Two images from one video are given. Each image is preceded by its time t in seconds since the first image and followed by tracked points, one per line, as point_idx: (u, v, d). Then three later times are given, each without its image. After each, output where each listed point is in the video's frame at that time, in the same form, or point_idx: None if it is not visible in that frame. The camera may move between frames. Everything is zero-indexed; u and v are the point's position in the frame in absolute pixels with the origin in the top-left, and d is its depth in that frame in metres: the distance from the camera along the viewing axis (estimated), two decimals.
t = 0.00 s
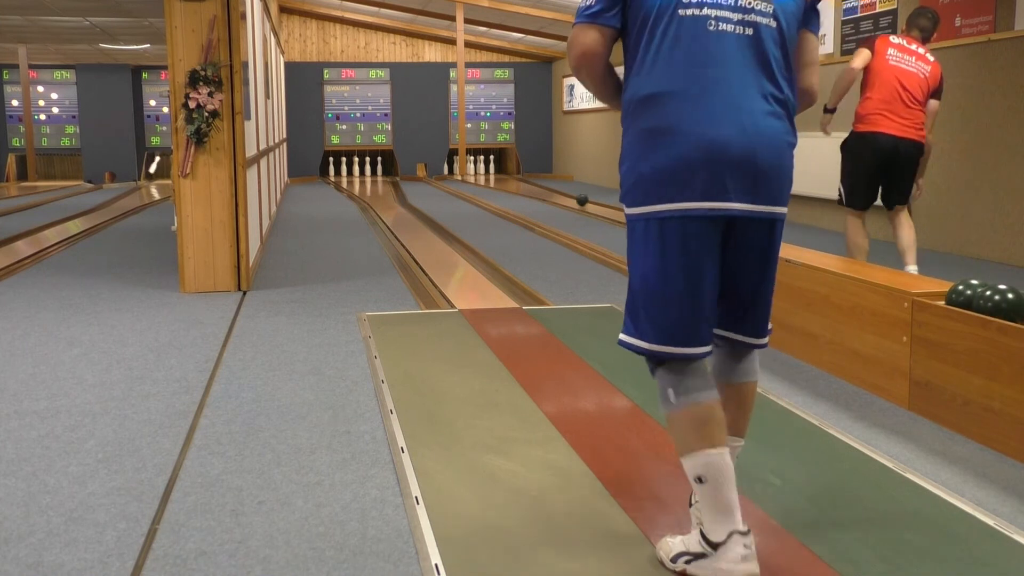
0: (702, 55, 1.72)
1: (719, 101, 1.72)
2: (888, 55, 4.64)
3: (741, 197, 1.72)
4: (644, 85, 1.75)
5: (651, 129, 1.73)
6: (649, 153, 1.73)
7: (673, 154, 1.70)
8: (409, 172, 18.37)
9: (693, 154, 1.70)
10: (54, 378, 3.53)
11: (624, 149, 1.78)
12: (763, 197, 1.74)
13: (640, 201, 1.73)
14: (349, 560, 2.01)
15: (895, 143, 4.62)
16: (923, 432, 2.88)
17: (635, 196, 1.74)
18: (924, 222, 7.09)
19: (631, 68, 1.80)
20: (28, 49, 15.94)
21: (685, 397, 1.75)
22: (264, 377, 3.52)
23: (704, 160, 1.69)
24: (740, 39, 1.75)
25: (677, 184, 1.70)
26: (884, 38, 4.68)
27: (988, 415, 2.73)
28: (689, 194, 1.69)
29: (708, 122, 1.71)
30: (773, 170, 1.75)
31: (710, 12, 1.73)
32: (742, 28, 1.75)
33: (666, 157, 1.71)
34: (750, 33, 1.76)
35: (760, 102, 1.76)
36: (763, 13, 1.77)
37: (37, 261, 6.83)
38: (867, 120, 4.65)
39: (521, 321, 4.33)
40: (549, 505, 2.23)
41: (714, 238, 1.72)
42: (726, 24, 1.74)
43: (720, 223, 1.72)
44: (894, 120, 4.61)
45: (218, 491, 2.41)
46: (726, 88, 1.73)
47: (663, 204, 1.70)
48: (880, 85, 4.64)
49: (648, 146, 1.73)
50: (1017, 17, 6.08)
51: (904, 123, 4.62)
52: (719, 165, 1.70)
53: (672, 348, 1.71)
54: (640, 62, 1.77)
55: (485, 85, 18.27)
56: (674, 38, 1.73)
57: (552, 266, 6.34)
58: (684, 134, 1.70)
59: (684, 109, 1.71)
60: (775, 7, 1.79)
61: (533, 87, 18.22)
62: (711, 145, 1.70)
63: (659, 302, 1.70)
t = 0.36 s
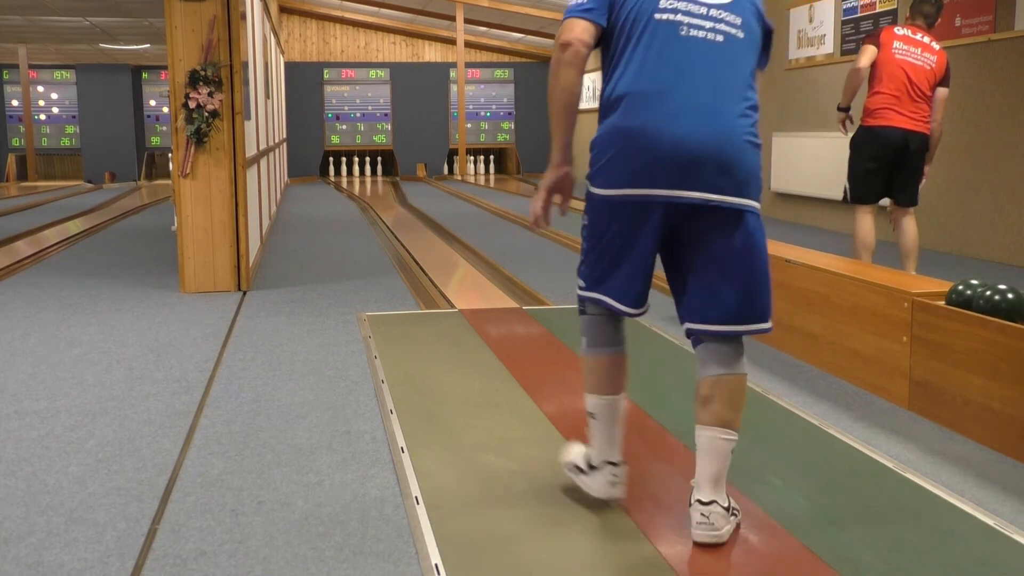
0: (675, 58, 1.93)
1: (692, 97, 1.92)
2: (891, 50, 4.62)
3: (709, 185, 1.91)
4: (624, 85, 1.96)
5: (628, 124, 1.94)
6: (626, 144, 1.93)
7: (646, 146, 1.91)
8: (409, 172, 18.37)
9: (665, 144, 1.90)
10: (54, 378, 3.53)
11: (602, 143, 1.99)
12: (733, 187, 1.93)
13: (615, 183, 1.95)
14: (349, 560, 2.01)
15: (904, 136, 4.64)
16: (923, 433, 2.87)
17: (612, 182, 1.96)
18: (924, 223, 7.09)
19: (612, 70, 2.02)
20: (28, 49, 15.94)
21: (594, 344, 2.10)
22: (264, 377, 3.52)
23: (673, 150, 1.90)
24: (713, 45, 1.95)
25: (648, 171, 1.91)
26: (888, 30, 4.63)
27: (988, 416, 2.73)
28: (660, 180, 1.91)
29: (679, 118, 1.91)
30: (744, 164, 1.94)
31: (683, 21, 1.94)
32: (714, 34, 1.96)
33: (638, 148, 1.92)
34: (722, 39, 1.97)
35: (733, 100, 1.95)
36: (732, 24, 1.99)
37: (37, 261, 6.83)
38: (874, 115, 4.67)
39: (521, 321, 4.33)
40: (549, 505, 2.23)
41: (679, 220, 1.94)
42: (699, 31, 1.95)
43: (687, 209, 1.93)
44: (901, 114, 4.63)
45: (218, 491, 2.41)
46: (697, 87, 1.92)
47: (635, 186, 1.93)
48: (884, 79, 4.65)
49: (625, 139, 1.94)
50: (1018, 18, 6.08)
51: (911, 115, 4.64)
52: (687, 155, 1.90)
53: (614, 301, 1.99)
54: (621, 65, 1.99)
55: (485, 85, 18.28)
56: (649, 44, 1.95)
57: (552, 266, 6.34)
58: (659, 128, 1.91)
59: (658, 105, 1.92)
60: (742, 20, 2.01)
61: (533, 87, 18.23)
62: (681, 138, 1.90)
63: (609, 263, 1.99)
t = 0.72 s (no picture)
0: (580, 90, 2.07)
1: (593, 124, 2.04)
2: (912, 48, 4.59)
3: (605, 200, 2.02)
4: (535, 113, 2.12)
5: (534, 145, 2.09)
6: (534, 166, 2.08)
7: (549, 165, 2.05)
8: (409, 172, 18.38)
9: (565, 164, 2.03)
10: (54, 378, 3.53)
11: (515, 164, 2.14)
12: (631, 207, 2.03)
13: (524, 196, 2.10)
14: (350, 560, 2.01)
15: (933, 133, 4.61)
16: (923, 433, 2.87)
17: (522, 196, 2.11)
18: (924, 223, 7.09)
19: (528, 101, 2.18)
20: (28, 49, 15.94)
21: (531, 336, 2.31)
22: (264, 376, 3.52)
23: (571, 169, 2.03)
24: (619, 82, 2.09)
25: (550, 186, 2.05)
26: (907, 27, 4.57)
27: (988, 416, 2.73)
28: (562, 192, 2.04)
29: (580, 140, 2.03)
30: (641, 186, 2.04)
31: (593, 58, 2.09)
32: (622, 74, 2.10)
33: (539, 163, 2.06)
34: (628, 79, 2.10)
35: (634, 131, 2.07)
36: (641, 67, 2.13)
37: (37, 261, 6.83)
38: (909, 113, 4.57)
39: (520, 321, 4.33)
40: (549, 505, 2.23)
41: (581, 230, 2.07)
42: (606, 68, 2.09)
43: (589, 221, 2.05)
44: (929, 113, 4.60)
45: (217, 491, 2.41)
46: (598, 117, 2.05)
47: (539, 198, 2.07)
48: (911, 77, 4.59)
49: (533, 160, 2.08)
50: (1018, 18, 6.07)
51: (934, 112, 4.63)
52: (584, 174, 2.02)
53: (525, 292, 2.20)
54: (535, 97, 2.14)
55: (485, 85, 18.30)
56: (559, 78, 2.10)
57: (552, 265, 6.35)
58: (560, 149, 2.04)
59: (562, 131, 2.06)
60: (651, 64, 2.15)
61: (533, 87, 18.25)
62: (581, 160, 2.02)
63: (524, 265, 2.17)
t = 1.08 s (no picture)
0: (505, 71, 2.56)
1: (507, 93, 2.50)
2: (942, 50, 4.43)
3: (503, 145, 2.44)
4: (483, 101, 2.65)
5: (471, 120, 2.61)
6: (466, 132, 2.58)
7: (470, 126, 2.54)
8: (409, 173, 18.39)
9: (479, 123, 2.51)
10: (54, 378, 3.53)
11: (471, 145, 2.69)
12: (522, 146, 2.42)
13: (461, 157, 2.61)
14: (349, 560, 2.01)
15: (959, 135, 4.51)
16: (923, 433, 2.88)
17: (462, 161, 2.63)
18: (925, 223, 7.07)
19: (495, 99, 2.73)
20: (28, 49, 15.94)
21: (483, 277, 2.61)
22: (264, 377, 3.52)
23: (482, 124, 2.49)
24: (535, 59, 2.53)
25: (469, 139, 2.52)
26: (940, 24, 4.38)
27: (988, 416, 2.73)
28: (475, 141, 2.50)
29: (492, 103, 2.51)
30: (531, 134, 2.42)
31: (520, 46, 2.58)
32: (542, 54, 2.53)
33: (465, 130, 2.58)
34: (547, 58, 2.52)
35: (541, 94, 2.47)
36: (563, 48, 2.53)
37: (37, 261, 6.83)
38: (951, 115, 4.42)
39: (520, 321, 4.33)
40: (549, 505, 2.23)
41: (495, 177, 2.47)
42: (531, 53, 2.56)
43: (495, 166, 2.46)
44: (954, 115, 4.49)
45: (217, 491, 2.41)
46: (510, 87, 2.51)
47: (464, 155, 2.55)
48: (944, 77, 4.44)
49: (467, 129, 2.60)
50: (1018, 18, 6.07)
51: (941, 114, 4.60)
52: (489, 126, 2.47)
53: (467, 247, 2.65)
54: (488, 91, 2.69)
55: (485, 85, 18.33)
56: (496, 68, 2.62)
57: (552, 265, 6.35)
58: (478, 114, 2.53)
59: (483, 100, 2.54)
60: (574, 45, 2.53)
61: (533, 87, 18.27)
62: (488, 117, 2.49)
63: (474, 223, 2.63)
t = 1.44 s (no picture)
0: (484, 147, 3.02)
1: (479, 168, 2.97)
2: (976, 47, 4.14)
3: (468, 209, 2.93)
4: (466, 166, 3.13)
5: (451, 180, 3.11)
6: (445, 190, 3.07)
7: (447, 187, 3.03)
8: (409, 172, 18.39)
9: (453, 187, 2.99)
10: (54, 378, 3.53)
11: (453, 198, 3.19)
12: (481, 214, 2.90)
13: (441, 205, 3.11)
14: (349, 561, 2.01)
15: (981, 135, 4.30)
16: (923, 433, 2.88)
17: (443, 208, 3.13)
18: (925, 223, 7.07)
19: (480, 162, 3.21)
20: (28, 49, 15.94)
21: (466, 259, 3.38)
22: (264, 377, 3.52)
23: (455, 189, 2.97)
24: (509, 143, 2.98)
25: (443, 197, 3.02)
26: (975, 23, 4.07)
27: (988, 416, 2.73)
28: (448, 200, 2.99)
29: (465, 172, 2.98)
30: (492, 205, 2.88)
31: (500, 130, 3.03)
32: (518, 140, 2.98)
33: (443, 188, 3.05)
34: (523, 145, 2.98)
35: (508, 173, 2.93)
36: (537, 140, 2.99)
37: (38, 261, 6.83)
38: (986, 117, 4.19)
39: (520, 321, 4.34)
40: (549, 504, 2.23)
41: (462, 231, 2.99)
42: (510, 137, 3.00)
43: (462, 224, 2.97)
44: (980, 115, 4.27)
45: (218, 491, 2.41)
46: (483, 162, 2.97)
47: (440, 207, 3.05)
48: (977, 78, 4.19)
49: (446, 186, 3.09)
50: (1017, 17, 6.07)
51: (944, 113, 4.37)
52: (460, 192, 2.95)
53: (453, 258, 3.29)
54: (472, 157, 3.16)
55: (485, 85, 18.34)
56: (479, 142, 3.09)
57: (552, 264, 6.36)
58: (454, 179, 3.00)
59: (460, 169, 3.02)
60: (545, 143, 3.00)
61: (533, 87, 18.29)
62: (461, 183, 2.97)
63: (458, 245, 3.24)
